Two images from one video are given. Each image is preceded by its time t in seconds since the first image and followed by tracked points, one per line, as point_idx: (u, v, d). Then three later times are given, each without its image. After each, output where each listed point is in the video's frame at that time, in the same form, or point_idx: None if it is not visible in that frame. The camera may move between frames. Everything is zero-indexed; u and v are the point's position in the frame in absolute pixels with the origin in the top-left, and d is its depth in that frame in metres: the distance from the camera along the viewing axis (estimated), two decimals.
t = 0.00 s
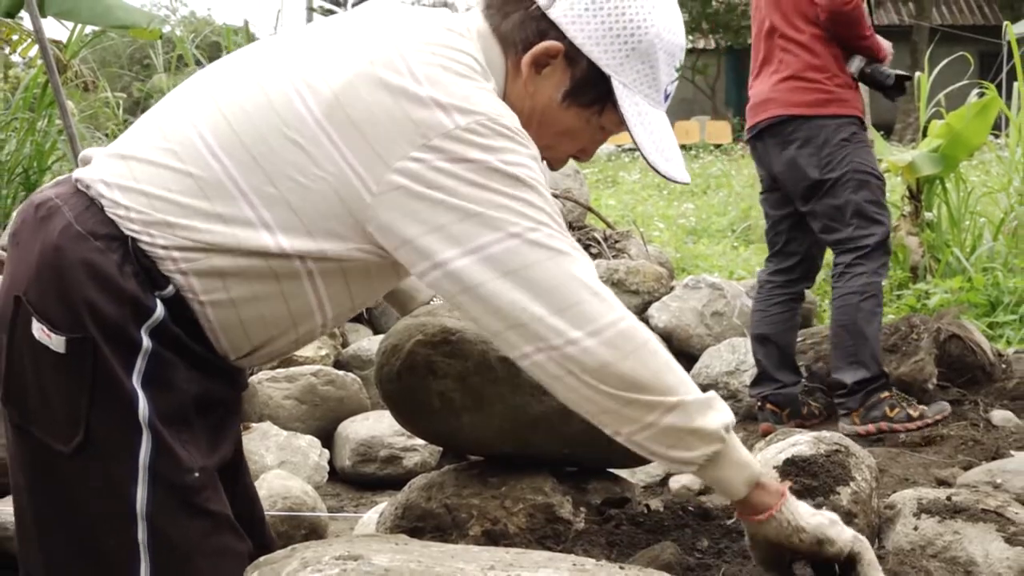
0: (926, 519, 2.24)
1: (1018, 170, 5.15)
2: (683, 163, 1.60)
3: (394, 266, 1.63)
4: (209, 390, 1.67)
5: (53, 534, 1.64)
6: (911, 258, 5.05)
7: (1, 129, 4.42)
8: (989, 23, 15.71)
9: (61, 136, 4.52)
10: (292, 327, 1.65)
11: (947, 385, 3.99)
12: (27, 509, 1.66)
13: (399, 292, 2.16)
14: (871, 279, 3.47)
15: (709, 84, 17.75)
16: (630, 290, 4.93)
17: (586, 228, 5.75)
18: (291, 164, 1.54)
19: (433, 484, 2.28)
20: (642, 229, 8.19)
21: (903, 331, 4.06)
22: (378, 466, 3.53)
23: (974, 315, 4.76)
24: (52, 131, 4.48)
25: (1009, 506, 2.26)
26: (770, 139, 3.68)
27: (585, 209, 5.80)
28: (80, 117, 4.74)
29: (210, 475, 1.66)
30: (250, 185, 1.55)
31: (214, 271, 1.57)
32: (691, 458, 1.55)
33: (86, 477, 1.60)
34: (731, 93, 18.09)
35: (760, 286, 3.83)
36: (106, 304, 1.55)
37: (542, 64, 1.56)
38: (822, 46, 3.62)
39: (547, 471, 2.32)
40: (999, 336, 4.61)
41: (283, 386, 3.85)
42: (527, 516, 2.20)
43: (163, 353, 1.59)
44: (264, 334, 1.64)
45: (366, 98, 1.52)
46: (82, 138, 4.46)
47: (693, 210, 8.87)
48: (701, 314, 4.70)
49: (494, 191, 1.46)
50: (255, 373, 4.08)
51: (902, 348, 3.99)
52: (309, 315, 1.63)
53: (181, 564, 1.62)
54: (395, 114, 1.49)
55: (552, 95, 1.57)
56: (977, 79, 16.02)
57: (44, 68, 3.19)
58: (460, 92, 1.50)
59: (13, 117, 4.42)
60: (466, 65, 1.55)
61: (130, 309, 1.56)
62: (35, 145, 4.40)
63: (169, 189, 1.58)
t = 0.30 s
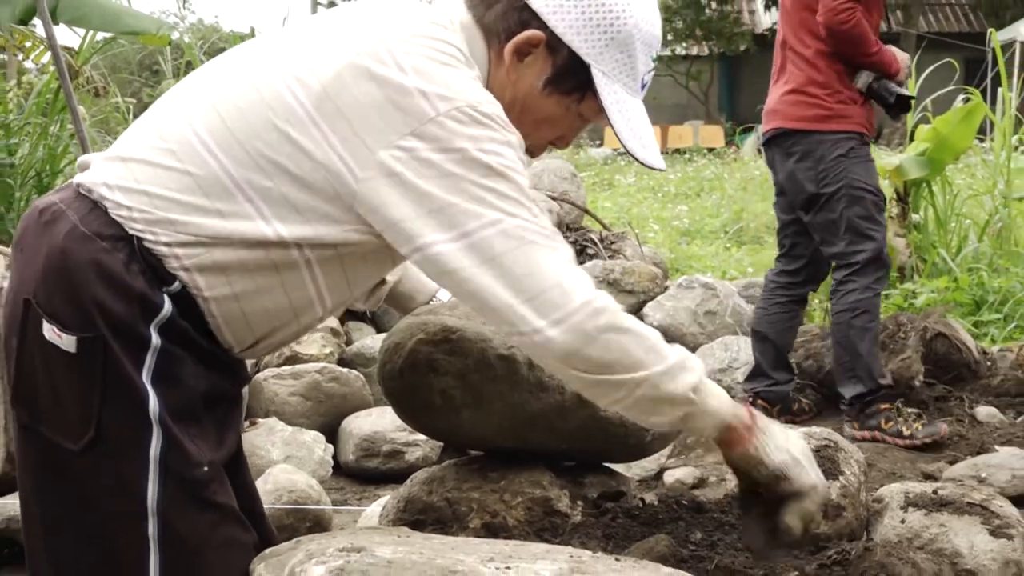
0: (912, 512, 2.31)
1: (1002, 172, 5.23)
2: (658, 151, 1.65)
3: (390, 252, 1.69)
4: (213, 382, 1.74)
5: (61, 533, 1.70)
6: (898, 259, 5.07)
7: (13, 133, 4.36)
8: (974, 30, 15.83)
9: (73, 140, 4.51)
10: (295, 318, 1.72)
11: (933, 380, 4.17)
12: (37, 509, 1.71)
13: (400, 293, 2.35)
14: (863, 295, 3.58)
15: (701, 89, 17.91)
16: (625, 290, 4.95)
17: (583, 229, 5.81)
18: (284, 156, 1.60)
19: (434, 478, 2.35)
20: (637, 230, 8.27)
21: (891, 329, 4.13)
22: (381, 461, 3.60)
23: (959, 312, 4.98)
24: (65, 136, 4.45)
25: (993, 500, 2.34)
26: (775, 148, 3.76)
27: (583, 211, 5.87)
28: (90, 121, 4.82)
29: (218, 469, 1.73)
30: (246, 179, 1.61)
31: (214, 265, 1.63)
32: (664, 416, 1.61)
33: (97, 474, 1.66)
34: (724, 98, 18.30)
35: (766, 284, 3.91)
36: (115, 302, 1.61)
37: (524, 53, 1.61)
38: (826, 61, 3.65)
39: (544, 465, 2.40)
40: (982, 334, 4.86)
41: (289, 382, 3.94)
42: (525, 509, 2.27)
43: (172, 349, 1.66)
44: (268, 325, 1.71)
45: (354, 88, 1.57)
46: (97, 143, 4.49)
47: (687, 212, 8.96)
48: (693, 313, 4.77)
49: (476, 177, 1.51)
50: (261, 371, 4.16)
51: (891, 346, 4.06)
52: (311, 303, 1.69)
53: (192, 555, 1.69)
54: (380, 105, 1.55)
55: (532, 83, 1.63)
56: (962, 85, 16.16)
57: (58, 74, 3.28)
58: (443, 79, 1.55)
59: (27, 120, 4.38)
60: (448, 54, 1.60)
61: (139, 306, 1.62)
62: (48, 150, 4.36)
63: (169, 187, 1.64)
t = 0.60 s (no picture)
0: (899, 505, 2.37)
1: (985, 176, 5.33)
2: (634, 138, 1.74)
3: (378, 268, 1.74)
4: (213, 380, 1.79)
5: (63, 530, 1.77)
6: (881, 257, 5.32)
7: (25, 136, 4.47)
8: (957, 37, 16.07)
9: (81, 144, 4.62)
10: (284, 329, 1.75)
11: (919, 377, 4.24)
12: (40, 506, 1.78)
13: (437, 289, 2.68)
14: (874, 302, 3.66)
15: (695, 93, 18.28)
16: (619, 289, 5.00)
17: (577, 231, 5.89)
18: (265, 155, 1.65)
19: (434, 472, 2.42)
20: (630, 231, 8.37)
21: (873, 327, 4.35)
22: (381, 455, 3.70)
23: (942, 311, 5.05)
24: (74, 139, 4.54)
25: (977, 492, 2.41)
26: (802, 151, 3.83)
27: (578, 213, 5.95)
28: (100, 125, 4.91)
29: (219, 464, 1.79)
30: (229, 180, 1.67)
31: (200, 272, 1.67)
32: (566, 449, 1.74)
33: (99, 473, 1.73)
34: (715, 102, 18.74)
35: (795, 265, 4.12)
36: (112, 304, 1.67)
37: (501, 45, 1.67)
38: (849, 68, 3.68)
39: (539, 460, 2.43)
40: (966, 332, 4.92)
41: (292, 379, 4.02)
42: (522, 502, 2.33)
43: (170, 348, 1.71)
44: (259, 327, 1.74)
45: (331, 85, 1.62)
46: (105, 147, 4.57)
47: (679, 213, 9.06)
48: (686, 312, 4.86)
49: (439, 181, 1.55)
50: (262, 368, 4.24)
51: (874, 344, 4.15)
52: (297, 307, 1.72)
53: (196, 548, 1.76)
54: (354, 102, 1.59)
55: (510, 74, 1.69)
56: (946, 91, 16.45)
57: (65, 79, 3.31)
58: (413, 73, 1.59)
59: (38, 124, 4.49)
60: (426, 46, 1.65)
61: (139, 307, 1.68)
62: (58, 153, 4.45)
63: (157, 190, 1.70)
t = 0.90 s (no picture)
0: (881, 497, 2.45)
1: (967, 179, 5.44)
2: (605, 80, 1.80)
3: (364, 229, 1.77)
4: (217, 373, 1.86)
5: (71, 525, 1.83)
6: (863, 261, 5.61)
7: (35, 141, 4.72)
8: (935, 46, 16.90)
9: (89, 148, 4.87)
10: (283, 304, 1.80)
11: (899, 374, 4.31)
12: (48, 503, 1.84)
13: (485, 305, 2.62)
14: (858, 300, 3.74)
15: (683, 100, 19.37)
16: (609, 289, 5.09)
17: (569, 231, 5.96)
18: (239, 133, 1.70)
19: (430, 465, 2.49)
20: (621, 232, 8.47)
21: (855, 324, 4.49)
22: (380, 449, 3.78)
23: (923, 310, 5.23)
24: (83, 143, 4.79)
25: (956, 485, 2.49)
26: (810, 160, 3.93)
27: (571, 214, 6.03)
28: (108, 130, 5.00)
29: (225, 456, 1.86)
30: (206, 161, 1.72)
31: (191, 258, 1.73)
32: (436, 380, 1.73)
33: (105, 468, 1.79)
34: (702, 106, 19.69)
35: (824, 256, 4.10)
36: (120, 301, 1.75)
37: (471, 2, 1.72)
38: (843, 74, 3.76)
39: (533, 454, 2.47)
40: (945, 330, 5.08)
41: (293, 375, 4.11)
42: (515, 495, 2.40)
43: (175, 342, 1.78)
44: (256, 307, 1.80)
45: (286, 55, 1.65)
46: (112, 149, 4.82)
47: (668, 215, 9.18)
48: (675, 311, 4.93)
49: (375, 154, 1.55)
50: (265, 366, 4.32)
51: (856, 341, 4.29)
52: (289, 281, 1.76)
53: (203, 536, 1.82)
54: (305, 76, 1.61)
55: (483, 30, 1.74)
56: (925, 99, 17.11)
57: (75, 84, 3.45)
58: (363, 35, 1.60)
59: (47, 129, 4.78)
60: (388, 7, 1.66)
61: (145, 303, 1.76)
62: (66, 157, 4.73)
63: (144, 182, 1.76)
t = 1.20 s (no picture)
0: (865, 490, 2.55)
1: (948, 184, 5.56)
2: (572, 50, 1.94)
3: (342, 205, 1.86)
4: (222, 360, 1.94)
5: (77, 511, 1.92)
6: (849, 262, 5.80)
7: (51, 146, 5.29)
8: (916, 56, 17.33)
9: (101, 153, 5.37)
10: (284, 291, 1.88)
11: (883, 371, 4.42)
12: (61, 490, 1.94)
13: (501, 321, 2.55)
14: (858, 302, 3.86)
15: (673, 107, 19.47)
16: (602, 289, 5.20)
17: (564, 234, 6.05)
18: (221, 123, 1.81)
19: (430, 459, 2.59)
20: (613, 234, 8.57)
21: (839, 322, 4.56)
22: (382, 444, 3.91)
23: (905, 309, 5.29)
24: (94, 149, 5.31)
25: (937, 478, 2.59)
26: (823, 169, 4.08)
27: (565, 217, 6.12)
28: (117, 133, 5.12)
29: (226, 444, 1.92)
30: (191, 151, 1.81)
31: (179, 249, 1.80)
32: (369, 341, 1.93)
33: (111, 457, 1.87)
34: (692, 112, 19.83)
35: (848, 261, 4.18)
36: (123, 294, 1.83)
37: None
38: (847, 85, 3.89)
39: (531, 448, 2.60)
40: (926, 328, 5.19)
41: (298, 372, 4.20)
42: (513, 488, 2.48)
43: (176, 333, 1.85)
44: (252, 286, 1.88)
45: (251, 45, 1.79)
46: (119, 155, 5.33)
47: (659, 218, 9.28)
48: (666, 310, 5.02)
49: (319, 121, 1.71)
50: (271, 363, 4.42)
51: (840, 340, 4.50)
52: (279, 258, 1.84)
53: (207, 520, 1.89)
54: (265, 56, 1.76)
55: (455, 8, 1.87)
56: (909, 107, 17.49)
57: (87, 93, 3.54)
58: (322, 17, 1.74)
59: (61, 135, 5.31)
60: None
61: (149, 295, 1.84)
62: (78, 161, 5.28)
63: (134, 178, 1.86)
